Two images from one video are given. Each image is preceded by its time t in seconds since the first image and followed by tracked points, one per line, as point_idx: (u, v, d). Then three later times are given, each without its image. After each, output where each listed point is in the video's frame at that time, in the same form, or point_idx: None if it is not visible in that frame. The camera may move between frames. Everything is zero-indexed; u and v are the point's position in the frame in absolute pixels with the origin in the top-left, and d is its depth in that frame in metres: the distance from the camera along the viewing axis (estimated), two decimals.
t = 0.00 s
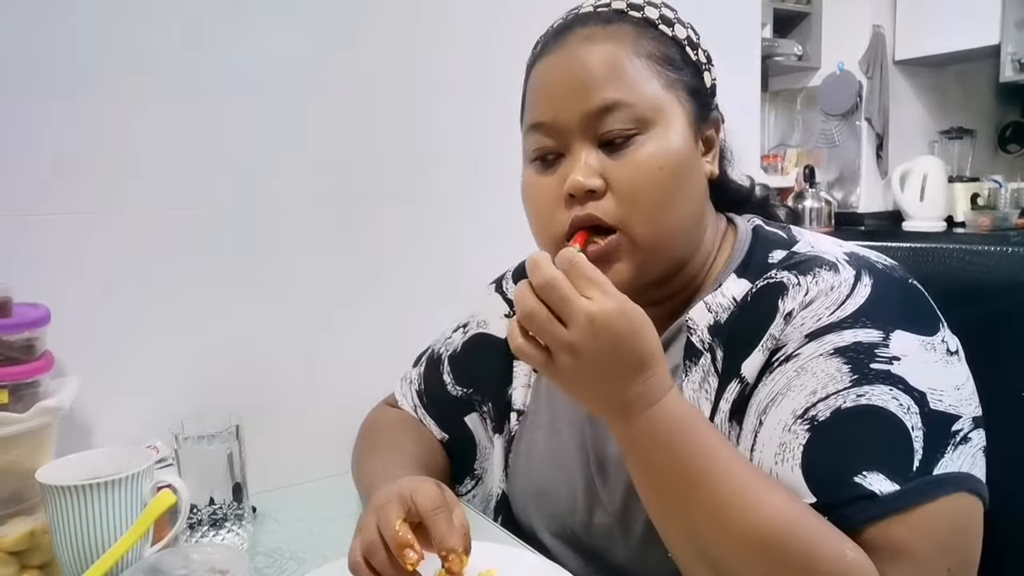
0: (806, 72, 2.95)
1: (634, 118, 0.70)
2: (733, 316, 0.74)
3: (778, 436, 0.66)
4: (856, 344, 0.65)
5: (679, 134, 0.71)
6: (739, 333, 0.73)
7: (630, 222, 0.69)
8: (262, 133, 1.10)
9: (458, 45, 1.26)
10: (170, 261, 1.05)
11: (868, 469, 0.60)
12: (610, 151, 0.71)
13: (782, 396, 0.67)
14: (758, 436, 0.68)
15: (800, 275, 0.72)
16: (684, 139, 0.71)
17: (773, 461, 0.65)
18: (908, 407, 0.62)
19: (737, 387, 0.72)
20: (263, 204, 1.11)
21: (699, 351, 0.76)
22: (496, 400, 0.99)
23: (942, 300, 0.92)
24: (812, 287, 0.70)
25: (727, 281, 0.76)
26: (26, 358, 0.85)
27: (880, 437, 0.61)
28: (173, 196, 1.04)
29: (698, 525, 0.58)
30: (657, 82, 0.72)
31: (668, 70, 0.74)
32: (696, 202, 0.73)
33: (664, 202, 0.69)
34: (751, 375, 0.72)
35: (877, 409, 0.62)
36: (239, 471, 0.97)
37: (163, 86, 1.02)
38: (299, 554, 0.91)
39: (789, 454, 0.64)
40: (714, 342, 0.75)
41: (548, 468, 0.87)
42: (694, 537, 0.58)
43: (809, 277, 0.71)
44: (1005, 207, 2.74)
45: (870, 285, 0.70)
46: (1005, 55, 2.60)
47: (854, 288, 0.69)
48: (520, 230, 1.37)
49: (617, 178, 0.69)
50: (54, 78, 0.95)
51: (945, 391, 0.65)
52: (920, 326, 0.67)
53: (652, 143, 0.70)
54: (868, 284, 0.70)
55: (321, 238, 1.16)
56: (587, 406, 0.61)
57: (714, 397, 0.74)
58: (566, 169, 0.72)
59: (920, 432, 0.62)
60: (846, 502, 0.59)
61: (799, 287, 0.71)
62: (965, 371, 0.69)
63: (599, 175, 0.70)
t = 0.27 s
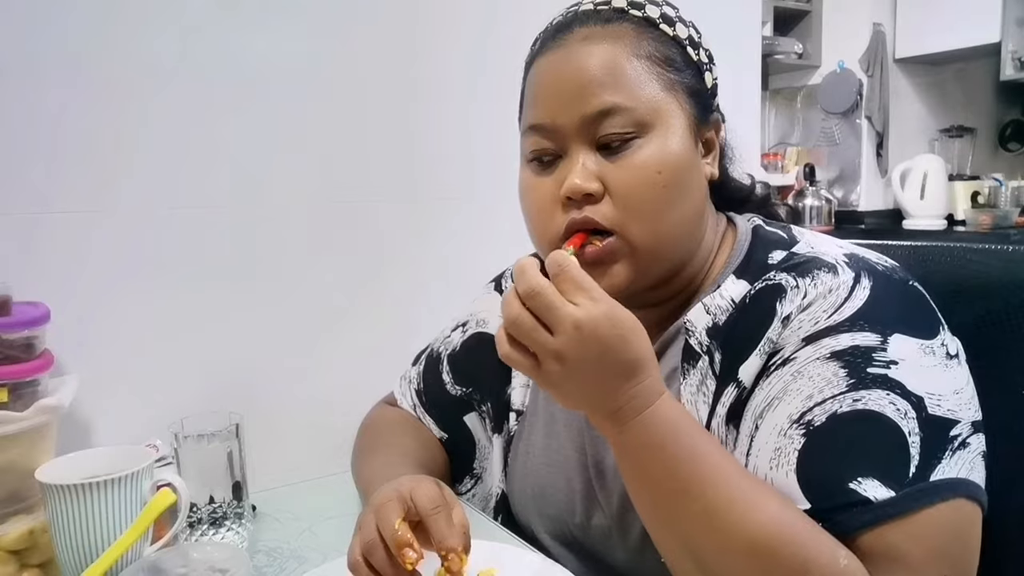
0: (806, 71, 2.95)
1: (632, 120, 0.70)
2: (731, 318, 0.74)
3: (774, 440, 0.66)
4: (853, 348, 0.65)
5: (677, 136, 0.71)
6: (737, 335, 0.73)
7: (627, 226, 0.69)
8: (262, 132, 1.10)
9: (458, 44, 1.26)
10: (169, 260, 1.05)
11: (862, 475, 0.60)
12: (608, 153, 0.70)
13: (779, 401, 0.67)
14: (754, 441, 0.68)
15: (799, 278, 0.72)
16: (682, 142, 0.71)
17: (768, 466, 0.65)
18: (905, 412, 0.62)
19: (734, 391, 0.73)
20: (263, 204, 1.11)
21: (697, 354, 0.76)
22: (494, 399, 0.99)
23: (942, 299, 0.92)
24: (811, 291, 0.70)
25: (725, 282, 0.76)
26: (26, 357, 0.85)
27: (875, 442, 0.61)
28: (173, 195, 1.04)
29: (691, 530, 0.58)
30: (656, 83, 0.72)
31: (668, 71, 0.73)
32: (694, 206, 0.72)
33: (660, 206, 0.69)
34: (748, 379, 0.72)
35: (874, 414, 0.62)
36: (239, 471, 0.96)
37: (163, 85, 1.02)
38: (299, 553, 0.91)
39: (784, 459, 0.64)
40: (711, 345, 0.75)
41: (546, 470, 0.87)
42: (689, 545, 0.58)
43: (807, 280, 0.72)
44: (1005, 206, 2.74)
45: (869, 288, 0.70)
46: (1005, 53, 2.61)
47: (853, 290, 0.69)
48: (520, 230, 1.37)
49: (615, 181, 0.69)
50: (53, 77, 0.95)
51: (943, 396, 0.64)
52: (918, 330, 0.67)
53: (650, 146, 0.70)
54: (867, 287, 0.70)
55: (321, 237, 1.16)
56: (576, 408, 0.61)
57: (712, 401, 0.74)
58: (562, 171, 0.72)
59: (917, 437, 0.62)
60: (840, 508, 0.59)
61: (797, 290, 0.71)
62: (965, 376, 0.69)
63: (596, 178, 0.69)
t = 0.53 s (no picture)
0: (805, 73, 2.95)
1: (626, 121, 0.70)
2: (729, 323, 0.74)
3: (770, 448, 0.65)
4: (850, 355, 0.65)
5: (673, 138, 0.71)
6: (734, 341, 0.73)
7: (621, 227, 0.69)
8: (262, 133, 1.10)
9: (458, 45, 1.27)
10: (170, 261, 1.05)
11: (857, 485, 0.60)
12: (603, 154, 0.71)
13: (775, 408, 0.67)
14: (750, 448, 0.68)
15: (796, 283, 0.72)
16: (677, 143, 0.71)
17: (763, 474, 0.65)
18: (902, 420, 0.62)
19: (731, 397, 0.73)
20: (263, 205, 1.11)
21: (695, 360, 0.75)
22: (491, 402, 0.99)
23: (941, 301, 0.92)
24: (809, 297, 0.70)
25: (722, 287, 0.76)
26: (26, 358, 0.85)
27: (871, 451, 0.61)
28: (173, 196, 1.04)
29: (682, 540, 0.58)
30: (652, 84, 0.72)
31: (665, 73, 0.74)
32: (688, 208, 0.72)
33: (653, 208, 0.69)
34: (745, 385, 0.72)
35: (870, 422, 0.61)
36: (239, 471, 0.96)
37: (163, 86, 1.02)
38: (300, 554, 0.91)
39: (779, 467, 0.64)
40: (709, 351, 0.75)
41: (545, 474, 0.87)
42: (681, 555, 0.58)
43: (805, 285, 0.72)
44: (1005, 207, 2.74)
45: (866, 294, 0.69)
46: (1005, 55, 2.61)
47: (850, 296, 0.69)
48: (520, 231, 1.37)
49: (609, 182, 0.69)
50: (54, 78, 0.95)
51: (939, 404, 0.64)
52: (916, 336, 0.67)
53: (645, 147, 0.70)
54: (864, 293, 0.70)
55: (321, 238, 1.16)
56: (568, 420, 0.61)
57: (709, 407, 0.74)
58: (556, 171, 0.73)
59: (914, 446, 0.62)
60: (835, 517, 0.59)
61: (794, 294, 0.72)
62: (962, 383, 0.69)
63: (589, 178, 0.70)
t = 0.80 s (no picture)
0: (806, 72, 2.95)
1: (626, 124, 0.70)
2: (730, 323, 0.74)
3: (784, 456, 0.65)
4: (857, 358, 0.65)
5: (671, 138, 0.71)
6: (739, 343, 0.73)
7: (621, 230, 0.69)
8: (261, 132, 1.10)
9: (458, 44, 1.26)
10: (170, 260, 1.05)
11: (874, 492, 0.59)
12: (602, 157, 0.71)
13: (786, 414, 0.66)
14: (762, 458, 0.67)
15: (798, 282, 0.72)
16: (676, 144, 0.71)
17: (778, 484, 0.65)
18: (913, 422, 0.62)
19: (735, 399, 0.72)
20: (263, 204, 1.11)
21: (697, 361, 0.76)
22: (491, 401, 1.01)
23: (941, 300, 0.92)
24: (811, 298, 0.70)
25: (722, 286, 0.77)
26: (26, 358, 0.85)
27: (887, 456, 0.60)
28: (173, 196, 1.04)
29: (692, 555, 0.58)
30: (648, 85, 0.72)
31: (661, 72, 0.73)
32: (688, 209, 0.72)
33: (654, 211, 0.69)
34: (751, 389, 0.71)
35: (882, 427, 0.61)
36: (239, 471, 0.96)
37: (163, 85, 1.02)
38: (300, 553, 0.91)
39: (795, 476, 0.64)
40: (712, 351, 0.75)
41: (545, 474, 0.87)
42: (689, 566, 0.59)
43: (807, 284, 0.71)
44: (1005, 206, 2.74)
45: (869, 293, 0.70)
46: (1005, 54, 2.61)
47: (852, 295, 0.69)
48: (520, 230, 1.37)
49: (608, 185, 0.69)
50: (54, 77, 0.95)
51: (948, 403, 0.64)
52: (920, 335, 0.67)
53: (644, 149, 0.70)
54: (867, 291, 0.70)
55: (322, 238, 1.16)
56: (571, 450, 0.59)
57: (712, 408, 0.74)
58: (557, 175, 0.73)
59: (926, 448, 0.61)
60: (856, 527, 0.59)
61: (797, 294, 0.71)
62: (967, 380, 0.69)
63: (590, 182, 0.70)
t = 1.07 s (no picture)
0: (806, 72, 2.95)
1: (609, 119, 0.71)
2: (745, 324, 0.74)
3: (849, 477, 0.63)
4: (895, 366, 0.64)
5: (656, 132, 0.71)
6: (759, 350, 0.72)
7: (606, 223, 0.70)
8: (261, 132, 1.10)
9: (459, 44, 1.27)
10: (170, 261, 1.05)
11: (942, 499, 0.59)
12: (587, 152, 0.72)
13: (841, 434, 0.65)
14: (824, 481, 0.65)
15: (812, 283, 0.72)
16: (661, 137, 0.71)
17: (847, 505, 0.63)
18: (959, 421, 0.61)
19: (758, 403, 0.71)
20: (263, 204, 1.11)
21: (711, 362, 0.75)
22: (490, 397, 0.99)
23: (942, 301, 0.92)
24: (831, 302, 0.70)
25: (730, 285, 0.77)
26: (26, 358, 0.85)
27: (944, 460, 0.60)
28: (174, 196, 1.04)
29: None
30: (632, 80, 0.72)
31: (647, 69, 0.74)
32: (675, 203, 0.72)
33: (638, 203, 0.70)
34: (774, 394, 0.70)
35: (935, 431, 0.61)
36: (239, 471, 0.96)
37: (163, 86, 1.02)
38: (300, 553, 0.91)
39: (864, 496, 0.62)
40: (728, 353, 0.74)
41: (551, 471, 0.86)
42: None
43: (821, 285, 0.71)
44: (1005, 207, 2.74)
45: (885, 291, 0.70)
46: (1005, 54, 2.61)
47: (871, 296, 0.69)
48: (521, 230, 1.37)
49: (592, 178, 0.70)
50: (55, 78, 0.96)
51: (985, 395, 0.64)
52: (940, 330, 0.67)
53: (628, 142, 0.70)
54: (883, 290, 0.70)
55: (322, 237, 1.16)
56: None
57: (730, 411, 0.73)
58: (545, 172, 0.74)
59: (976, 444, 0.61)
60: (929, 538, 0.58)
61: (813, 296, 0.71)
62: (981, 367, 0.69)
63: (574, 177, 0.71)
